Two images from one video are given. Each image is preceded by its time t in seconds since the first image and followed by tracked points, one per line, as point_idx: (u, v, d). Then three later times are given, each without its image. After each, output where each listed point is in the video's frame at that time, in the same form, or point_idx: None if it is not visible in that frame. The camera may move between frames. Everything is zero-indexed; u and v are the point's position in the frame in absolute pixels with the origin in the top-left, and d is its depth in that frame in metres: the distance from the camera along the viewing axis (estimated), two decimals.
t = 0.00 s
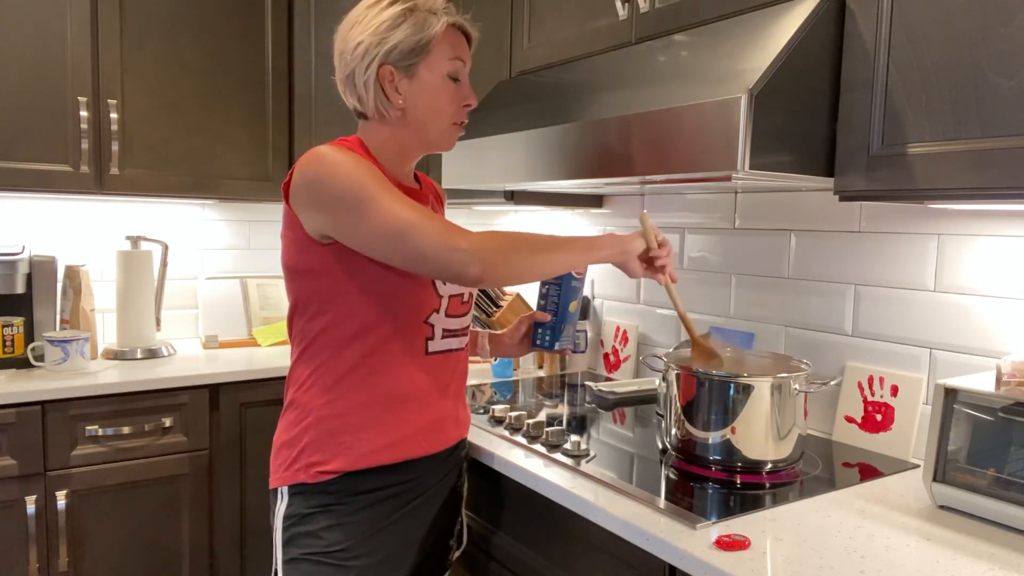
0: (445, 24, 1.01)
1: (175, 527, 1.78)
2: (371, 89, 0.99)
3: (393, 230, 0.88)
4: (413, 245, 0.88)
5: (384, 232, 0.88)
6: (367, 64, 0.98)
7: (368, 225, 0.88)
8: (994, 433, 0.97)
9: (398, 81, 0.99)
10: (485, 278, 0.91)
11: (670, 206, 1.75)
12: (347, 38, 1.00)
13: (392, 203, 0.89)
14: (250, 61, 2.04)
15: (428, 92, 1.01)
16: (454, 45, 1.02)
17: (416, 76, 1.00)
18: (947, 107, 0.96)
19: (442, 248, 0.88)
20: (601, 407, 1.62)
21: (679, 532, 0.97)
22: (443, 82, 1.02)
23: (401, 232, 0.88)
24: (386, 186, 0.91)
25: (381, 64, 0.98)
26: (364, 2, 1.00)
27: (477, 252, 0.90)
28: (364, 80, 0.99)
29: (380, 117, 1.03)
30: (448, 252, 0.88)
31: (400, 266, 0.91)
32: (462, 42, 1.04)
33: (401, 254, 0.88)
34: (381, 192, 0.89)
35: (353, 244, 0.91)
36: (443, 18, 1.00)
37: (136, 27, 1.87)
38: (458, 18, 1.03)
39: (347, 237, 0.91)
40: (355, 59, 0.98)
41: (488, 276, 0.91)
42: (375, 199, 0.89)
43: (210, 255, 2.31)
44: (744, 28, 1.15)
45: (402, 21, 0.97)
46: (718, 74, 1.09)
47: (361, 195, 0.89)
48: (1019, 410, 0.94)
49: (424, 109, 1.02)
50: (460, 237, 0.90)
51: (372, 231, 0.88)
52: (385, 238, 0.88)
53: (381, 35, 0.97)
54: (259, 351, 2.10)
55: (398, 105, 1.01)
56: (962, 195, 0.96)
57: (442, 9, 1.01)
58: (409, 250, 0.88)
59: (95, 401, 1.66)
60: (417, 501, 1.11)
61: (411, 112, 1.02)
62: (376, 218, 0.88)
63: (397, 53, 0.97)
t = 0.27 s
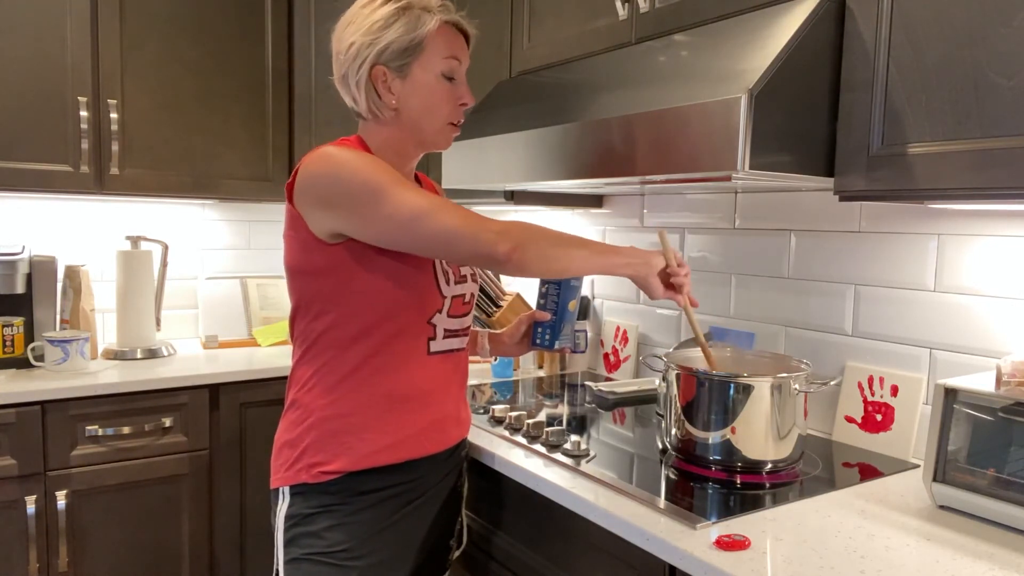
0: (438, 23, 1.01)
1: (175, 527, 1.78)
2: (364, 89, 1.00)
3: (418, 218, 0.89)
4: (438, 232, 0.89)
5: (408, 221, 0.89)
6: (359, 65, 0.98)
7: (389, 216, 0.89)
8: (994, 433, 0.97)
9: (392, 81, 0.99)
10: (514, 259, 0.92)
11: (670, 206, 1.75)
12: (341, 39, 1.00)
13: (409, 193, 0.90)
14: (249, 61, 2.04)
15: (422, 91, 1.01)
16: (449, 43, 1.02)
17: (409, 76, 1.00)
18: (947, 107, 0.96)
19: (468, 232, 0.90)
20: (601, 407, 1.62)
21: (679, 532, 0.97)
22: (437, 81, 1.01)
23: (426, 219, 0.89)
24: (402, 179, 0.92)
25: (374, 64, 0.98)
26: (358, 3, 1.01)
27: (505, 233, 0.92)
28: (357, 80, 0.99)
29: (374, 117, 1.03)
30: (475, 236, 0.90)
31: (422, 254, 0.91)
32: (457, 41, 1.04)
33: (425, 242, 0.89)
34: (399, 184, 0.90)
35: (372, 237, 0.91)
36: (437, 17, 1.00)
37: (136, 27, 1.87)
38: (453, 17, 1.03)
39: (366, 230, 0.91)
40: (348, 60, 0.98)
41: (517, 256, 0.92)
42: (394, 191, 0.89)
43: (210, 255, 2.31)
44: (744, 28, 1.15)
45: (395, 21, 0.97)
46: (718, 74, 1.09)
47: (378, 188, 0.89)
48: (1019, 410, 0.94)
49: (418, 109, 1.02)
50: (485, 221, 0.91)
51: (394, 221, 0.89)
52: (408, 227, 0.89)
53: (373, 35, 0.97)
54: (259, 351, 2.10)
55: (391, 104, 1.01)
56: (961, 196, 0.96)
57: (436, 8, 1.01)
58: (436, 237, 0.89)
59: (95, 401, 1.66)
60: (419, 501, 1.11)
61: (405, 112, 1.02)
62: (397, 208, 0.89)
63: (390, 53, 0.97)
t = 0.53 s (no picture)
0: (435, 21, 1.00)
1: (175, 527, 1.78)
2: (363, 89, 1.01)
3: (423, 218, 0.89)
4: (443, 232, 0.89)
5: (413, 221, 0.89)
6: (357, 65, 0.99)
7: (395, 215, 0.89)
8: (994, 433, 0.97)
9: (389, 81, 1.00)
10: (519, 259, 0.92)
11: (670, 206, 1.75)
12: (341, 39, 1.01)
13: (411, 191, 0.90)
14: (249, 61, 2.04)
15: (420, 90, 1.01)
16: (446, 41, 1.01)
17: (406, 75, 1.00)
18: (947, 107, 0.96)
19: (474, 233, 0.89)
20: (601, 407, 1.62)
21: (679, 532, 0.97)
22: (434, 79, 1.01)
23: (432, 219, 0.89)
24: (407, 178, 0.92)
25: (371, 65, 0.99)
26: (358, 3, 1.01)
27: (510, 235, 0.92)
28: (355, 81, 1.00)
29: (374, 117, 1.03)
30: (481, 237, 0.90)
31: (427, 254, 0.91)
32: (456, 38, 1.03)
33: (426, 240, 0.89)
34: (405, 184, 0.90)
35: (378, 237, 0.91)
36: (433, 14, 1.00)
37: (136, 27, 1.87)
38: (451, 14, 1.03)
39: (372, 230, 0.91)
40: (347, 60, 0.99)
41: (522, 257, 0.92)
42: (400, 191, 0.89)
43: (210, 255, 2.31)
44: (744, 28, 1.15)
45: (391, 20, 0.97)
46: (718, 74, 1.09)
47: (384, 187, 0.89)
48: (1019, 410, 0.94)
49: (416, 108, 1.02)
50: (490, 222, 0.91)
51: (400, 220, 0.89)
52: (414, 227, 0.89)
53: (370, 35, 0.97)
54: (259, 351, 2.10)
55: (390, 104, 1.01)
56: (961, 196, 0.96)
57: (433, 6, 1.00)
58: (442, 237, 0.89)
59: (95, 401, 1.66)
60: (420, 501, 1.11)
61: (404, 111, 1.02)
62: (402, 208, 0.89)
63: (386, 53, 0.98)
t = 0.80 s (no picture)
0: (402, 12, 1.01)
1: (176, 527, 1.78)
2: (347, 90, 1.06)
3: (420, 224, 0.88)
4: (440, 238, 0.88)
5: (410, 226, 0.88)
6: (337, 67, 1.05)
7: (393, 220, 0.89)
8: (994, 433, 0.97)
9: (363, 77, 1.03)
10: (516, 269, 0.89)
11: (670, 206, 1.75)
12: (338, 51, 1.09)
13: (411, 198, 0.89)
14: (249, 61, 2.04)
15: (384, 80, 1.01)
16: (409, 28, 1.00)
17: (374, 68, 1.02)
18: (946, 108, 0.96)
19: (470, 240, 0.88)
20: (601, 407, 1.62)
21: (679, 532, 0.97)
22: (397, 68, 1.01)
23: (428, 224, 0.88)
24: (406, 182, 0.92)
25: (348, 65, 1.04)
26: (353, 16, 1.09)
27: (508, 244, 0.89)
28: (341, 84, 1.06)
29: (361, 116, 1.07)
30: (477, 245, 0.88)
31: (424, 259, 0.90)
32: (428, 28, 1.02)
33: (425, 248, 0.89)
34: (404, 188, 0.90)
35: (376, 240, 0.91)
36: (400, 7, 1.02)
37: (136, 27, 1.87)
38: (424, 5, 1.03)
39: (370, 234, 0.91)
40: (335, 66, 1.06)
41: (520, 266, 0.89)
42: (399, 196, 0.89)
43: (210, 255, 2.31)
44: (743, 28, 1.15)
45: (362, 19, 1.02)
46: (717, 74, 1.09)
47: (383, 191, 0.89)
48: (1019, 410, 0.94)
49: (385, 99, 1.02)
50: (489, 229, 0.89)
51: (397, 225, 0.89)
52: (411, 232, 0.88)
53: (347, 38, 1.03)
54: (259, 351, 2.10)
55: (365, 99, 1.04)
56: (962, 196, 0.96)
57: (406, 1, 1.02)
58: (439, 243, 0.88)
59: (95, 401, 1.66)
60: (420, 501, 1.11)
61: (377, 104, 1.03)
62: (400, 213, 0.88)
63: (356, 50, 1.02)
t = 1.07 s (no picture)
0: (395, 13, 1.01)
1: (175, 527, 1.78)
2: (341, 91, 1.05)
3: (412, 227, 0.88)
4: (432, 242, 0.88)
5: (403, 230, 0.88)
6: (330, 69, 1.04)
7: (385, 223, 0.89)
8: (994, 433, 0.97)
9: (357, 78, 1.03)
10: (507, 273, 0.89)
11: (670, 206, 1.75)
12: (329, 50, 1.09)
13: (407, 202, 0.89)
14: (249, 61, 2.04)
15: (378, 82, 1.01)
16: (402, 29, 1.00)
17: (368, 69, 1.01)
18: (946, 108, 0.96)
19: (462, 244, 0.88)
20: (601, 407, 1.62)
21: (679, 532, 0.97)
22: (391, 69, 1.01)
23: (420, 228, 0.88)
24: (399, 184, 0.91)
25: (341, 66, 1.03)
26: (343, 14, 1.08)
27: (501, 248, 0.89)
28: (334, 85, 1.06)
29: (355, 118, 1.07)
30: (469, 249, 0.88)
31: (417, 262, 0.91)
32: (421, 28, 1.02)
33: (419, 251, 0.89)
34: (396, 191, 0.90)
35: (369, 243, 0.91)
36: (391, 7, 1.01)
37: (137, 27, 1.87)
38: (415, 5, 1.03)
39: (363, 236, 0.91)
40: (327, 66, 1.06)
41: (511, 271, 0.89)
42: (391, 199, 0.89)
43: (210, 255, 2.31)
44: (744, 28, 1.15)
45: (354, 19, 1.02)
46: (718, 74, 1.09)
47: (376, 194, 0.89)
48: (1019, 410, 0.94)
49: (380, 101, 1.02)
50: (481, 232, 0.89)
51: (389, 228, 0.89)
52: (404, 235, 0.89)
53: (339, 38, 1.03)
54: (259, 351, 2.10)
55: (360, 100, 1.04)
56: (962, 195, 0.96)
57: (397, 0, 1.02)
58: (431, 248, 0.88)
59: (95, 400, 1.66)
60: (420, 501, 1.11)
61: (372, 106, 1.03)
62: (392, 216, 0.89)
63: (349, 51, 1.02)
